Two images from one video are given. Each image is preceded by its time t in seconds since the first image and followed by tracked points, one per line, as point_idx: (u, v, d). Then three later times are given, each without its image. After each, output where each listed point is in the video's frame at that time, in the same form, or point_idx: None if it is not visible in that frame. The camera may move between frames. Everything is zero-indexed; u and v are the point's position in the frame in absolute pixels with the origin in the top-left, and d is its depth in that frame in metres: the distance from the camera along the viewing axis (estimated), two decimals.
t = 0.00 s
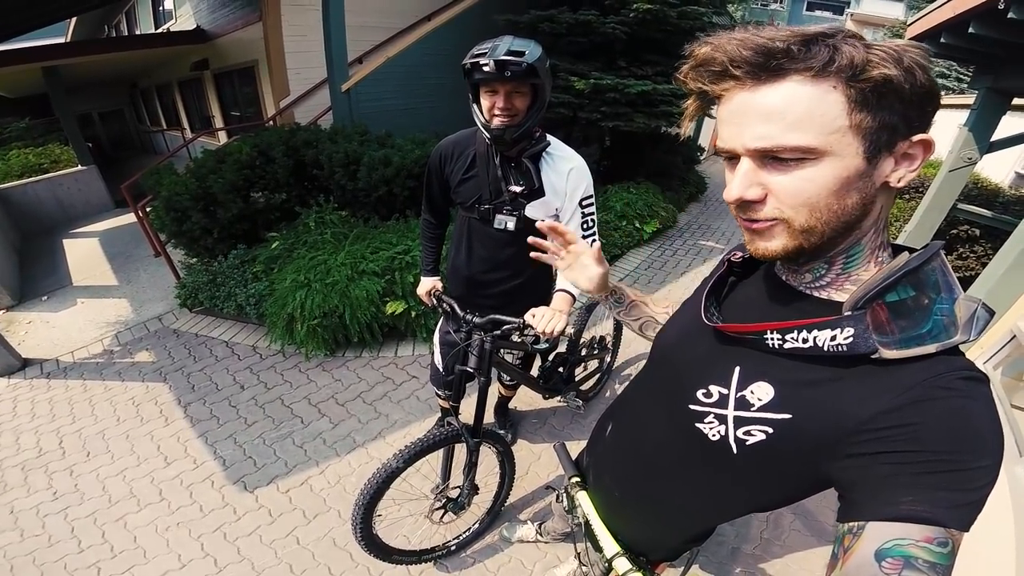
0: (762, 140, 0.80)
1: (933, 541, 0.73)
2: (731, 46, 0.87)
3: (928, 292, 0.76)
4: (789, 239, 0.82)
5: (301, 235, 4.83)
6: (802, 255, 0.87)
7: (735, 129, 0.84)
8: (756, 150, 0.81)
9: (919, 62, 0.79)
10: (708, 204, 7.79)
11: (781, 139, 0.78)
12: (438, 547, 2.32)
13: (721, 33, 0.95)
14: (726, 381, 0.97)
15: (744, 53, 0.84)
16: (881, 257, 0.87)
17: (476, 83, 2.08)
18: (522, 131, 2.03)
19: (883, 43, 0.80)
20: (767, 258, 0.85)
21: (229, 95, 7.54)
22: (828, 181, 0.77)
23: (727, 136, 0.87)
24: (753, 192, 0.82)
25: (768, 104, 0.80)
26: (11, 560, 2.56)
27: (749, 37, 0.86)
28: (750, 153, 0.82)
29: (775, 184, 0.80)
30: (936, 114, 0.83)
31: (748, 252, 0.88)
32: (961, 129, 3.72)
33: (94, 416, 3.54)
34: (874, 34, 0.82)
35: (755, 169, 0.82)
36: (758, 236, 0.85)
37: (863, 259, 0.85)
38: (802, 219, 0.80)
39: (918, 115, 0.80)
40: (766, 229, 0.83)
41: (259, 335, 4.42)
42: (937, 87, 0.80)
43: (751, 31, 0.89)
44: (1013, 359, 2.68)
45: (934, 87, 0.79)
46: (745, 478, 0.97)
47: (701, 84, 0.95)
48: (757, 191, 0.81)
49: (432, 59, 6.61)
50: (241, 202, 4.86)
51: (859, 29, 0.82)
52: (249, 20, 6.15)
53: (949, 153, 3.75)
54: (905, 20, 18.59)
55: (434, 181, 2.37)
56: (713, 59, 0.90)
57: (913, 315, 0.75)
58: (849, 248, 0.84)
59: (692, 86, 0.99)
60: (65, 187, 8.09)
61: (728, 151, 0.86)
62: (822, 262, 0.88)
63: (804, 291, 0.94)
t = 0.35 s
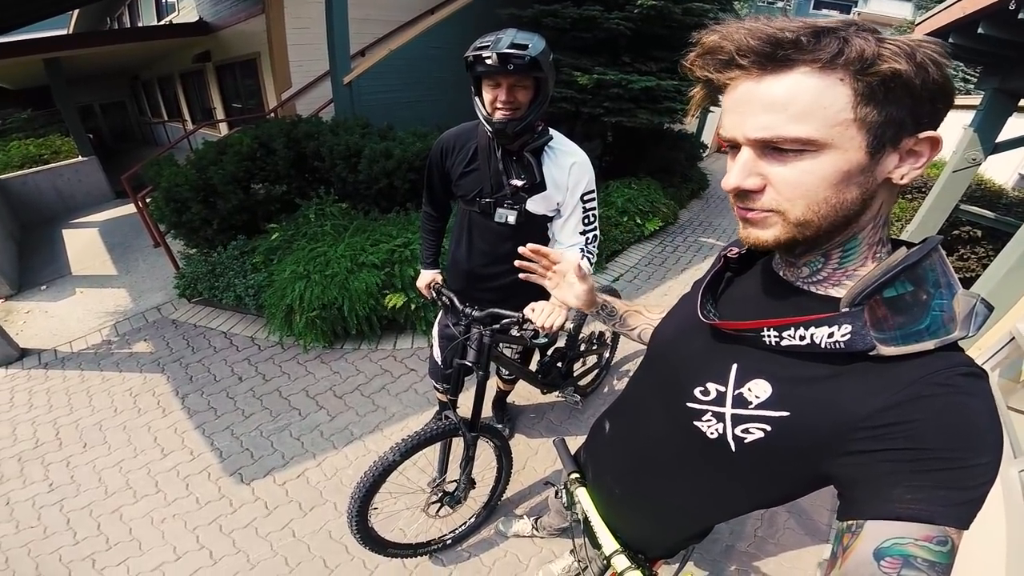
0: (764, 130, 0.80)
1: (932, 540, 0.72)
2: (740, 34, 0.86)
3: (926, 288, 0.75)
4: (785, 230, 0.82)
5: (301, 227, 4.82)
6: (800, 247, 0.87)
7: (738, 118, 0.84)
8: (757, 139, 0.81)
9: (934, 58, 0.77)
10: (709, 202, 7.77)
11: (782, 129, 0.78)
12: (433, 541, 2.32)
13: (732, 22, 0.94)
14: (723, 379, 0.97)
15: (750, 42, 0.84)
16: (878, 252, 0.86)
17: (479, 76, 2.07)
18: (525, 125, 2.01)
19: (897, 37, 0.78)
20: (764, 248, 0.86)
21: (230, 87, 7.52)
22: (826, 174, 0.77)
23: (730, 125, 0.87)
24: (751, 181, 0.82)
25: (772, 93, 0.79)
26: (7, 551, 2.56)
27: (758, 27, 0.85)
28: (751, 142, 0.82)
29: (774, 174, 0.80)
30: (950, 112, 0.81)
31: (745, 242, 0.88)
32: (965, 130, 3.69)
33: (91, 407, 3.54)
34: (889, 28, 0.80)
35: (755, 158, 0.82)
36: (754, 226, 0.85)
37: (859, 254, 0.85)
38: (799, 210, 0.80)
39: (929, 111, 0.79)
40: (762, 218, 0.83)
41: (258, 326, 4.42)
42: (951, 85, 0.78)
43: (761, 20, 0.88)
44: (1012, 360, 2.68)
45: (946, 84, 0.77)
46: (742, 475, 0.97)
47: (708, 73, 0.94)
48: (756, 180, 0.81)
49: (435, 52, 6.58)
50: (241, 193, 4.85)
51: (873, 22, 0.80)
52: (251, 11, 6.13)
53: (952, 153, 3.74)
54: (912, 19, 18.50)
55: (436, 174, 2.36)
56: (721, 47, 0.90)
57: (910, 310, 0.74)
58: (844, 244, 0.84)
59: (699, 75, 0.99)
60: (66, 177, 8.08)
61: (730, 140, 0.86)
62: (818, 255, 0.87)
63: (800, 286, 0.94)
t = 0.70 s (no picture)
0: (733, 126, 0.83)
1: (929, 542, 0.72)
2: (723, 33, 0.88)
3: (924, 289, 0.75)
4: (756, 223, 0.86)
5: (295, 228, 4.79)
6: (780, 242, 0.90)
7: (716, 114, 0.87)
8: (729, 135, 0.84)
9: (922, 58, 0.74)
10: (704, 201, 7.80)
11: (749, 127, 0.81)
12: (431, 543, 2.31)
13: (728, 18, 0.94)
14: (719, 380, 0.97)
15: (731, 40, 0.85)
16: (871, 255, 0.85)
17: (473, 75, 2.06)
18: (521, 125, 2.00)
19: (883, 37, 0.76)
20: (739, 240, 0.89)
21: (223, 88, 7.47)
22: (790, 173, 0.79)
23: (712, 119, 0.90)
24: (722, 174, 0.86)
25: (743, 91, 0.82)
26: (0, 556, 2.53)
27: (744, 25, 0.86)
28: (724, 137, 0.86)
29: (742, 169, 0.84)
30: (950, 115, 0.77)
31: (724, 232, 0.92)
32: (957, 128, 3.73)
33: (85, 410, 3.51)
34: (882, 27, 0.78)
35: (729, 153, 0.85)
36: (729, 217, 0.89)
37: (846, 257, 0.86)
38: (765, 206, 0.83)
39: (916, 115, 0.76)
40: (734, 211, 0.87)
41: (252, 329, 4.39)
42: (945, 88, 0.75)
43: (750, 18, 0.89)
44: (1006, 358, 2.70)
45: (936, 87, 0.74)
46: (739, 476, 0.97)
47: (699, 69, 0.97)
48: (726, 174, 0.85)
49: (429, 52, 6.57)
50: (234, 194, 4.82)
51: (864, 20, 0.78)
52: (244, 12, 6.09)
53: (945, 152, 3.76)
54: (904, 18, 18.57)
55: (430, 175, 2.35)
56: (709, 43, 0.91)
57: (907, 311, 0.75)
58: (831, 244, 0.85)
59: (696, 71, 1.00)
60: (56, 180, 8.01)
61: (711, 134, 0.90)
62: (806, 255, 0.89)
63: (796, 287, 0.93)
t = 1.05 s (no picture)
0: (729, 117, 0.85)
1: (931, 541, 0.73)
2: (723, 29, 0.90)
3: (928, 286, 0.76)
4: (753, 212, 0.87)
5: (291, 228, 4.78)
6: (781, 233, 0.91)
7: (715, 107, 0.89)
8: (725, 126, 0.86)
9: (915, 53, 0.74)
10: (700, 199, 7.82)
11: (743, 118, 0.83)
12: (432, 542, 2.31)
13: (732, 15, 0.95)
14: (722, 378, 0.97)
15: (729, 35, 0.87)
16: (874, 251, 0.85)
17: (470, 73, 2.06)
18: (519, 121, 2.01)
19: (876, 31, 0.76)
20: (738, 229, 0.91)
21: (216, 87, 7.42)
22: (782, 164, 0.81)
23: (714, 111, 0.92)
24: (720, 163, 0.87)
25: (739, 84, 0.84)
26: None
27: (744, 20, 0.88)
28: (722, 127, 0.88)
29: (737, 159, 0.85)
30: (949, 110, 0.76)
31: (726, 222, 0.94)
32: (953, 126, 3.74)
33: (81, 412, 3.48)
34: (878, 22, 0.78)
35: (726, 144, 0.87)
36: (728, 206, 0.90)
37: (847, 249, 0.86)
38: (760, 196, 0.84)
39: (909, 109, 0.75)
40: (732, 201, 0.89)
41: (249, 329, 4.37)
42: (940, 82, 0.74)
43: (751, 15, 0.90)
44: (1001, 353, 2.73)
45: (930, 81, 0.74)
46: (743, 473, 0.97)
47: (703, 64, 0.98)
48: (723, 163, 0.87)
49: (424, 51, 6.54)
50: (229, 194, 4.80)
51: (858, 15, 0.79)
52: (237, 10, 6.05)
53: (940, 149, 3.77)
54: (896, 14, 18.61)
55: (427, 173, 2.34)
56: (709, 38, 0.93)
57: (911, 308, 0.75)
58: (830, 235, 0.86)
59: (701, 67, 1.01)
60: (49, 181, 7.94)
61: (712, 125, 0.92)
62: (806, 245, 0.90)
63: (799, 282, 0.94)
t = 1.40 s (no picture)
0: (718, 123, 0.87)
1: (928, 541, 0.73)
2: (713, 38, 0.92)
3: (920, 289, 0.77)
4: (745, 216, 0.88)
5: (292, 238, 4.80)
6: (772, 238, 0.92)
7: (706, 114, 0.91)
8: (716, 132, 0.88)
9: (893, 58, 0.75)
10: (698, 206, 7.85)
11: (732, 124, 0.84)
12: (434, 551, 2.30)
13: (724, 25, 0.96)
14: (718, 381, 0.97)
15: (718, 44, 0.88)
16: (865, 256, 0.86)
17: (469, 84, 2.07)
18: (517, 132, 2.02)
19: (857, 38, 0.77)
20: (732, 233, 0.92)
21: (218, 98, 7.48)
22: (768, 168, 0.82)
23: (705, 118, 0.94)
24: (711, 169, 0.89)
25: (727, 91, 0.86)
26: None
27: (732, 30, 0.89)
28: (713, 133, 0.89)
29: (727, 164, 0.87)
30: (931, 114, 0.77)
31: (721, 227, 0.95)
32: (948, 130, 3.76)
33: (82, 422, 3.47)
34: (862, 28, 0.79)
35: (716, 149, 0.89)
36: (721, 211, 0.92)
37: (839, 253, 0.87)
38: (750, 200, 0.86)
39: (890, 113, 0.76)
40: (724, 205, 0.90)
41: (250, 340, 4.37)
42: (921, 86, 0.75)
43: (741, 23, 0.92)
44: (1003, 356, 2.73)
45: (910, 85, 0.75)
46: (740, 476, 0.98)
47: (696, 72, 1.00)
48: (714, 169, 0.89)
49: (424, 62, 6.61)
50: (230, 204, 4.82)
51: (842, 22, 0.80)
52: (238, 22, 6.12)
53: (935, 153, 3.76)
54: (891, 19, 18.70)
55: (427, 182, 2.35)
56: (699, 49, 0.94)
57: (902, 311, 0.76)
58: (820, 239, 0.87)
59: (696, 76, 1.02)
60: (51, 192, 7.98)
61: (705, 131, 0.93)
62: (798, 250, 0.91)
63: (794, 287, 0.94)
